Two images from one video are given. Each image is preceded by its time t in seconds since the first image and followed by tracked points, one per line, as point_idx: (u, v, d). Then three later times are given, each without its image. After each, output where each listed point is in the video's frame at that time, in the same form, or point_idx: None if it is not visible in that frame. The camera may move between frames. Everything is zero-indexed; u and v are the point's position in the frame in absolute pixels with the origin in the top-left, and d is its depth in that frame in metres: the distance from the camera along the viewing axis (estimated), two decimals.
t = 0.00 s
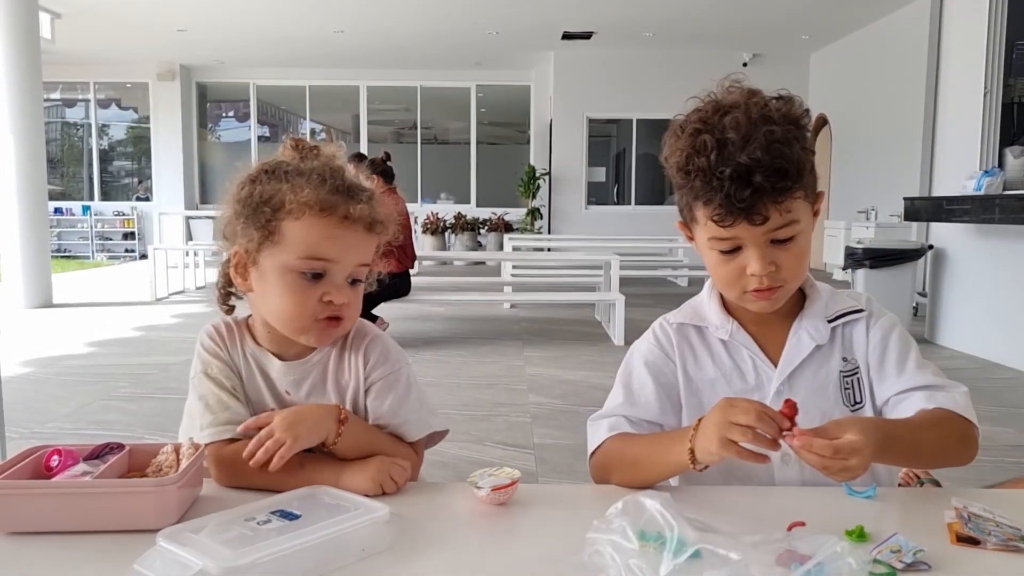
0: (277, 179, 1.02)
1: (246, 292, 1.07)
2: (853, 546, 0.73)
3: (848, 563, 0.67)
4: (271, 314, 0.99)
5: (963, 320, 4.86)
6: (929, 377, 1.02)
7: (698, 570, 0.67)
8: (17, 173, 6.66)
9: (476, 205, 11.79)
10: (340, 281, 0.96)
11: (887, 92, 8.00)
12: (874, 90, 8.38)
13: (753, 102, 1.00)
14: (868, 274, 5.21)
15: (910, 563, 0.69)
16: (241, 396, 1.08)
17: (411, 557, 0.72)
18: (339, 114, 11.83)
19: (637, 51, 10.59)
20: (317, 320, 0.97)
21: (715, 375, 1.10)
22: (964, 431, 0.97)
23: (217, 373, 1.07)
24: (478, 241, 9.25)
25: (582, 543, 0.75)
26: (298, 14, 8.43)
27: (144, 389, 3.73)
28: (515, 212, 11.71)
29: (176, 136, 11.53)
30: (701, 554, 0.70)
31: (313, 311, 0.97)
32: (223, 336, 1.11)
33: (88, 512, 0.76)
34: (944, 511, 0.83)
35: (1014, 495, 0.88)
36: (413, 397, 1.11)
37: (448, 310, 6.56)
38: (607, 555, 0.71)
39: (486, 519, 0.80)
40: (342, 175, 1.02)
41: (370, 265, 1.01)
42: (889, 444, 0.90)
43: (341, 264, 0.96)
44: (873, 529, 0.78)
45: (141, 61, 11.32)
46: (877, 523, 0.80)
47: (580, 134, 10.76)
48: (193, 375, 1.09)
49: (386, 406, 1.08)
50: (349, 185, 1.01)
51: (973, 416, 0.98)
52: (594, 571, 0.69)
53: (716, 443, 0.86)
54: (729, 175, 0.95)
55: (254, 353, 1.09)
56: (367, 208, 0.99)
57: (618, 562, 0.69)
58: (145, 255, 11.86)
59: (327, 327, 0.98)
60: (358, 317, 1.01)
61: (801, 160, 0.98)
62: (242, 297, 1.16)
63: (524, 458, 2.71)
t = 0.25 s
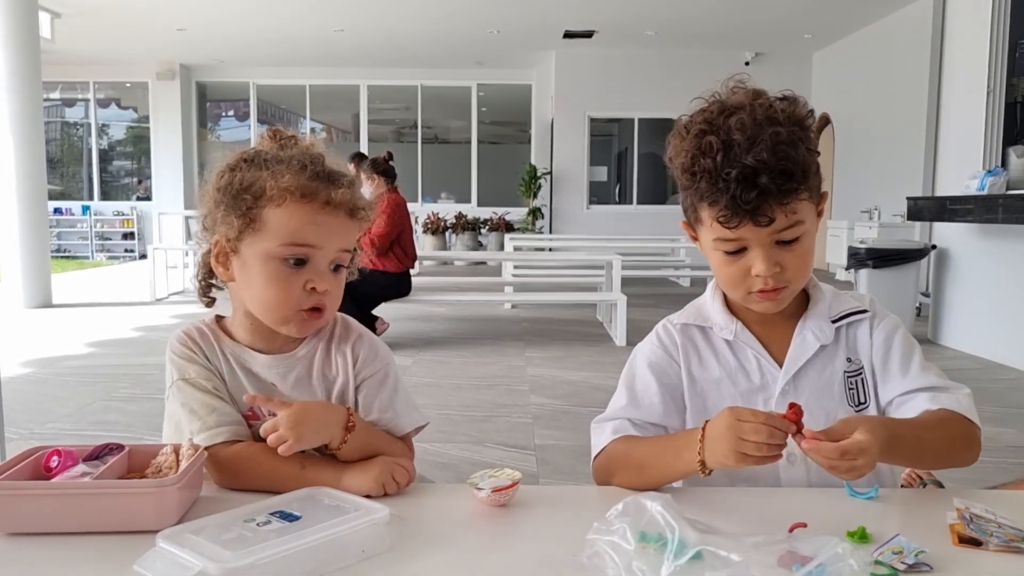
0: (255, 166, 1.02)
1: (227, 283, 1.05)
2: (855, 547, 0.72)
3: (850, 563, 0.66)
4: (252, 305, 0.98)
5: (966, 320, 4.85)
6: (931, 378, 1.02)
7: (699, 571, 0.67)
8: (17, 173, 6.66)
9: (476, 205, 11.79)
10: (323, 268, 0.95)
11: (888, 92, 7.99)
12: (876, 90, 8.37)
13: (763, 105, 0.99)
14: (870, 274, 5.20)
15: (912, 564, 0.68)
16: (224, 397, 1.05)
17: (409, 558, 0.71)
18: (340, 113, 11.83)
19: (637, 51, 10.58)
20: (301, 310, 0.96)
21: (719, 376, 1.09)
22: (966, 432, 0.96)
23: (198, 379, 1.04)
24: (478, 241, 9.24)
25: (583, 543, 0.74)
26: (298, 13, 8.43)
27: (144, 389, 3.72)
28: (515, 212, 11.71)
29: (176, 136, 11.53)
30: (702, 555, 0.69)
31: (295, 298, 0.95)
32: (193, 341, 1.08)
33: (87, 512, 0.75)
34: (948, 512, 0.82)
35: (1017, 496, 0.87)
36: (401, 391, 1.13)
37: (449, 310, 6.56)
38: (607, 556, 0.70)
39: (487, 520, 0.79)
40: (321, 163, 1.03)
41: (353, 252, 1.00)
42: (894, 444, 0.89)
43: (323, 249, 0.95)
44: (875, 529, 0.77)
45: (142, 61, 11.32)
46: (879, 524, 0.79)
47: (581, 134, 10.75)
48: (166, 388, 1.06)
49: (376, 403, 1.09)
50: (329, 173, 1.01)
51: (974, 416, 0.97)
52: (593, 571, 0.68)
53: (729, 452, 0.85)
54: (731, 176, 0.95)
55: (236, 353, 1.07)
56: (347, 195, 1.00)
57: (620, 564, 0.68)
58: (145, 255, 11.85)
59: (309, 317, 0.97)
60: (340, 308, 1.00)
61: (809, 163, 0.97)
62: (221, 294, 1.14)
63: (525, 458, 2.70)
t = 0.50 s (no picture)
0: (260, 158, 1.02)
1: (238, 276, 1.07)
2: (857, 547, 0.72)
3: (850, 563, 0.66)
4: (263, 298, 1.00)
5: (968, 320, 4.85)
6: (934, 379, 1.02)
7: (699, 571, 0.67)
8: (18, 173, 6.66)
9: (478, 204, 11.79)
10: (332, 262, 0.97)
11: (890, 92, 7.98)
12: (877, 90, 8.36)
13: (769, 106, 0.98)
14: (872, 274, 5.20)
15: (913, 564, 0.68)
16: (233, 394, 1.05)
17: (410, 559, 0.71)
18: (342, 113, 11.84)
19: (639, 50, 10.58)
20: (311, 303, 0.98)
21: (721, 377, 1.09)
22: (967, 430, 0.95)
23: (209, 380, 1.03)
24: (479, 241, 9.25)
25: (582, 543, 0.74)
26: (299, 13, 8.43)
27: (145, 389, 3.72)
28: (516, 212, 11.71)
29: (177, 135, 11.53)
30: (703, 556, 0.69)
31: (305, 292, 0.97)
32: (204, 342, 1.08)
33: (88, 512, 0.75)
34: (949, 512, 0.82)
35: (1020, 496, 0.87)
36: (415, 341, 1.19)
37: (450, 310, 6.56)
38: (607, 556, 0.70)
39: (488, 520, 0.79)
40: (325, 153, 1.02)
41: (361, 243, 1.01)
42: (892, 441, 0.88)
43: (331, 244, 0.96)
44: (876, 530, 0.77)
45: (143, 61, 11.33)
46: (880, 524, 0.79)
47: (582, 134, 10.74)
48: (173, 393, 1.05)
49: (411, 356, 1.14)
50: (334, 163, 1.01)
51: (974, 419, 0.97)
52: (592, 571, 0.68)
53: (731, 462, 0.85)
54: (735, 177, 0.95)
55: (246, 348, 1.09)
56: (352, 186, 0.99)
57: (620, 564, 0.68)
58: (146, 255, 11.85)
59: (317, 309, 0.99)
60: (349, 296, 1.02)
61: (812, 164, 0.97)
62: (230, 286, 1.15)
63: (527, 458, 2.70)
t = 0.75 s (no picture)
0: (298, 158, 1.02)
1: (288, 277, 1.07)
2: (858, 547, 0.72)
3: (852, 564, 0.66)
4: (308, 297, 1.00)
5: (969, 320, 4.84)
6: (950, 379, 1.02)
7: (700, 571, 0.66)
8: (19, 173, 6.67)
9: (478, 204, 11.79)
10: (373, 259, 0.96)
11: (891, 92, 7.97)
12: (878, 90, 8.36)
13: (763, 100, 0.99)
14: (873, 274, 5.20)
15: (914, 565, 0.68)
16: (268, 387, 1.05)
17: (409, 559, 0.71)
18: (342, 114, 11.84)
19: (639, 50, 10.58)
20: (354, 301, 0.97)
21: (722, 377, 1.09)
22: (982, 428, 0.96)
23: (248, 374, 1.03)
24: (480, 241, 9.24)
25: (580, 544, 0.73)
26: (299, 13, 8.44)
27: (146, 389, 3.72)
28: (517, 212, 11.71)
29: (178, 136, 11.53)
30: (704, 556, 0.69)
31: (348, 292, 0.96)
32: (262, 335, 1.08)
33: (88, 512, 0.75)
34: (950, 512, 0.82)
35: None
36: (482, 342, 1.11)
37: (451, 310, 6.56)
38: (607, 557, 0.70)
39: (488, 521, 0.79)
40: (364, 150, 1.01)
41: (403, 239, 1.00)
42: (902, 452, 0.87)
43: (369, 242, 0.95)
44: (877, 530, 0.77)
45: (144, 61, 11.33)
46: (882, 524, 0.79)
47: (582, 134, 10.74)
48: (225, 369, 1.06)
49: (468, 354, 1.08)
50: (371, 160, 1.00)
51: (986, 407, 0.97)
52: (593, 573, 0.68)
53: (729, 479, 0.83)
54: (736, 174, 0.95)
55: (297, 345, 1.07)
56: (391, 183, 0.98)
57: (621, 566, 0.68)
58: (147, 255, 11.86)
59: (365, 306, 0.98)
60: (397, 293, 1.01)
61: (813, 161, 0.98)
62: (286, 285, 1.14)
63: (528, 458, 2.70)
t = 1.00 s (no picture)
0: (309, 156, 1.03)
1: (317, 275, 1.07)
2: (856, 547, 0.72)
3: (850, 564, 0.66)
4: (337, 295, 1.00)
5: (969, 320, 4.84)
6: (953, 373, 1.01)
7: (699, 571, 0.67)
8: (18, 172, 6.67)
9: (478, 204, 11.80)
10: (394, 248, 0.95)
11: (890, 92, 7.97)
12: (877, 90, 8.37)
13: (778, 98, 0.99)
14: (873, 274, 5.20)
15: (913, 564, 0.68)
16: (285, 395, 1.05)
17: (408, 558, 0.70)
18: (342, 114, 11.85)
19: (639, 50, 10.58)
20: (381, 292, 0.96)
21: (725, 378, 1.09)
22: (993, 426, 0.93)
23: (270, 370, 1.04)
24: (479, 241, 9.24)
25: (579, 543, 0.73)
26: (299, 13, 8.44)
27: (145, 388, 3.72)
28: (516, 212, 11.72)
29: (177, 135, 11.54)
30: (702, 556, 0.68)
31: (375, 284, 0.95)
32: (294, 330, 1.08)
33: (88, 511, 0.75)
34: (949, 512, 0.82)
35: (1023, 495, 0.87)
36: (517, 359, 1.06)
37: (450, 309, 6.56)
38: (605, 558, 0.70)
39: (488, 520, 0.79)
40: (374, 138, 1.01)
41: (423, 226, 0.99)
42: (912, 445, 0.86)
43: (387, 232, 0.95)
44: (876, 529, 0.77)
45: (144, 61, 11.34)
46: (881, 524, 0.79)
47: (582, 134, 10.75)
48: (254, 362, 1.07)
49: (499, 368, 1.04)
50: (383, 147, 1.00)
51: (993, 399, 0.96)
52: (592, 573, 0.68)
53: (737, 492, 0.82)
54: (744, 176, 0.95)
55: (330, 339, 1.06)
56: (403, 168, 0.98)
57: (619, 566, 0.68)
58: (146, 255, 11.86)
59: (395, 298, 0.96)
60: (426, 281, 1.00)
61: (830, 164, 0.98)
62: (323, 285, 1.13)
63: (528, 458, 2.70)
